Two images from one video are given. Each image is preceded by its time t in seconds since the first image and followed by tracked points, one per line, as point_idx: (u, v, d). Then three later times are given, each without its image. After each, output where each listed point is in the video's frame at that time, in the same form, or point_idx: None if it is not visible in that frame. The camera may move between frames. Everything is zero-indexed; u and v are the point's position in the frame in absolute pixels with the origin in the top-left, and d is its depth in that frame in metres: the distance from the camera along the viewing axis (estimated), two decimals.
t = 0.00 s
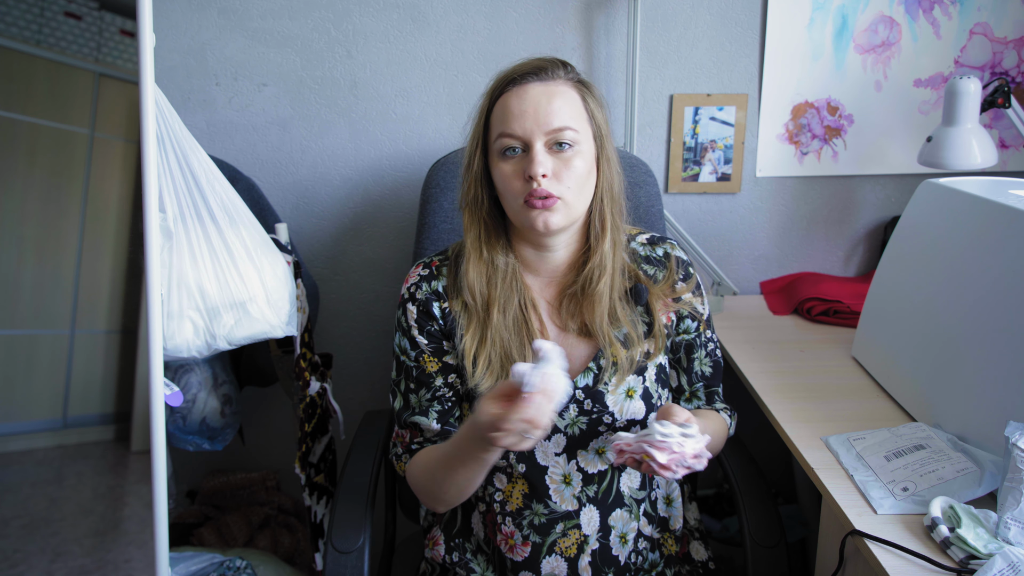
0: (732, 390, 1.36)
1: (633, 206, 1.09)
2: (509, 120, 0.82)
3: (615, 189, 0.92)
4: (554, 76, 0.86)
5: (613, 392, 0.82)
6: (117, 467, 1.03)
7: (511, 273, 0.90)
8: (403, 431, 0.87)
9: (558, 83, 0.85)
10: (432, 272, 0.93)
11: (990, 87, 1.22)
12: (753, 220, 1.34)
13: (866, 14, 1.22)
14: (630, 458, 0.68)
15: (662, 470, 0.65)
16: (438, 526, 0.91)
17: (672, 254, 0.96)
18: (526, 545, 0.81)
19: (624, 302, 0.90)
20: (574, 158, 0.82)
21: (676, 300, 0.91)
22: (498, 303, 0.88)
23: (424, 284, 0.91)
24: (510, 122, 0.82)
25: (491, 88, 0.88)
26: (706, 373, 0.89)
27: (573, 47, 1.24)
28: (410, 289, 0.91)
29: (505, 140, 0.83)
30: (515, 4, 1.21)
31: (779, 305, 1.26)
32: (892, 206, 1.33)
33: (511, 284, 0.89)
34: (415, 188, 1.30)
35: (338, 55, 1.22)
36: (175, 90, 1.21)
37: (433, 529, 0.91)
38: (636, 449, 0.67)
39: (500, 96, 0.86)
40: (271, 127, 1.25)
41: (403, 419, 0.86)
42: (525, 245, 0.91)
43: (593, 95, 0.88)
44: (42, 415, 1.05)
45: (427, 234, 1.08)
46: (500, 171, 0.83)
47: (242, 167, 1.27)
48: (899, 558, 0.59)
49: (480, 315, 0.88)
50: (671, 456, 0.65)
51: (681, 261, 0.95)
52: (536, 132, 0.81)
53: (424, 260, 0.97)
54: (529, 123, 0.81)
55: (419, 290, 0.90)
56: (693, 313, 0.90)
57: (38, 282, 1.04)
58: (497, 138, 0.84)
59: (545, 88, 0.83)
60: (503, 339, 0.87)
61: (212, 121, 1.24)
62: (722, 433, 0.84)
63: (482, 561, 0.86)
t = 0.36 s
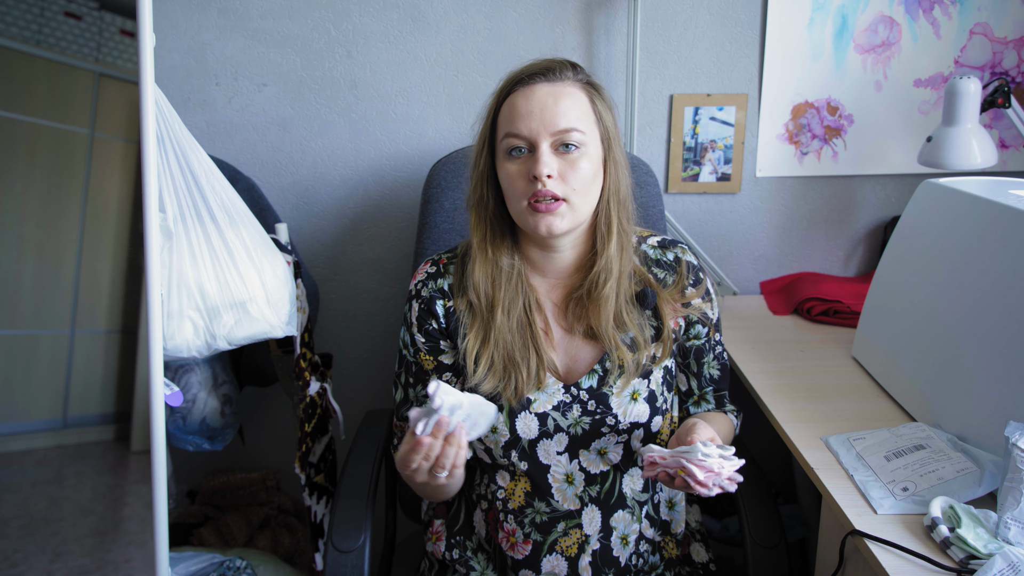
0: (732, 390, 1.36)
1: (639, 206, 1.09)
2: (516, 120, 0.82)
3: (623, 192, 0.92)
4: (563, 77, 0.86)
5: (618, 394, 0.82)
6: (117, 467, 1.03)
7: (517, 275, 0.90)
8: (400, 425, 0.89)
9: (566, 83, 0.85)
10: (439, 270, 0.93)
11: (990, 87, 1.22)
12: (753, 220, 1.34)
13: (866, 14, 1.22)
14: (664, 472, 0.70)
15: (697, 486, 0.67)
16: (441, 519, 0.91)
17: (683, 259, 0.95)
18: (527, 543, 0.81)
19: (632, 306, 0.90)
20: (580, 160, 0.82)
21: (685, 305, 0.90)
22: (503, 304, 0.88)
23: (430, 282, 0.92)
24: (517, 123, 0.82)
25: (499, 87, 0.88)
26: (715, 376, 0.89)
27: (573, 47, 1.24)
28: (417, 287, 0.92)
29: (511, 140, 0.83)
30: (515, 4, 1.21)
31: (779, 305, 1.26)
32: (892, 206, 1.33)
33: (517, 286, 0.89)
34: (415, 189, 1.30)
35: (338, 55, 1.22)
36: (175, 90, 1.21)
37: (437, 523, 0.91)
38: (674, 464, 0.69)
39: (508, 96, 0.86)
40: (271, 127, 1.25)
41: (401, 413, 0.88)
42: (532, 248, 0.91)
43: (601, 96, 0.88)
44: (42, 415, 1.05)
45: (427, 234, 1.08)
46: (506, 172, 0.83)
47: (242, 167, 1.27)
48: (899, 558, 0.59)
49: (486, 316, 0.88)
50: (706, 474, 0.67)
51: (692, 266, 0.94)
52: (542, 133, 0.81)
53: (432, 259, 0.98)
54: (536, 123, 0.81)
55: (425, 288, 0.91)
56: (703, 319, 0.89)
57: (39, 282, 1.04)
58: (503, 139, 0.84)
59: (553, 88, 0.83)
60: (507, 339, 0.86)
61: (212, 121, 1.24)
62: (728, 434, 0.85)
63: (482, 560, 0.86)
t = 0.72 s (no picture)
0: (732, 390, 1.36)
1: (642, 206, 1.09)
2: (525, 120, 0.82)
3: (628, 193, 0.92)
4: (571, 77, 0.86)
5: (620, 393, 0.83)
6: (117, 467, 1.03)
7: (520, 272, 0.90)
8: (404, 424, 0.89)
9: (574, 84, 0.85)
10: (443, 270, 0.93)
11: (990, 87, 1.22)
12: (752, 219, 1.34)
13: (866, 15, 1.22)
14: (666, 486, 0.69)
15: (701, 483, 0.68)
16: (443, 516, 0.91)
17: (686, 258, 0.95)
18: (527, 542, 0.81)
19: (634, 306, 0.90)
20: (588, 161, 0.82)
21: (688, 304, 0.90)
22: (506, 303, 0.88)
23: (434, 281, 0.92)
24: (526, 123, 0.82)
25: (507, 86, 0.88)
26: (718, 376, 0.89)
27: (573, 47, 1.24)
28: (421, 286, 0.92)
29: (519, 140, 0.83)
30: (515, 4, 1.21)
31: (779, 305, 1.26)
32: (892, 206, 1.33)
33: (520, 283, 0.89)
34: (415, 189, 1.30)
35: (338, 55, 1.22)
36: (175, 90, 1.21)
37: (439, 521, 0.91)
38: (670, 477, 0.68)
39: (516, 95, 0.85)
40: (271, 127, 1.25)
41: (404, 412, 0.88)
42: (535, 247, 0.91)
43: (608, 97, 0.88)
44: (42, 415, 1.05)
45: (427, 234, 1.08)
46: (514, 171, 0.83)
47: (242, 167, 1.27)
48: (899, 557, 0.59)
49: (489, 315, 0.88)
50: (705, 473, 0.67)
51: (694, 266, 0.95)
52: (551, 133, 0.81)
53: (436, 258, 0.97)
54: (545, 124, 0.81)
55: (429, 287, 0.91)
56: (706, 318, 0.90)
57: (39, 281, 1.04)
58: (511, 138, 0.84)
59: (562, 89, 0.83)
60: (510, 337, 0.86)
61: (212, 121, 1.24)
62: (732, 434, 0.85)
63: (481, 558, 0.87)
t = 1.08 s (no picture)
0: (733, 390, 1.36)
1: (645, 207, 1.09)
2: (529, 120, 0.82)
3: (630, 194, 0.92)
4: (575, 77, 0.86)
5: (620, 393, 0.82)
6: (117, 467, 1.03)
7: (520, 272, 0.90)
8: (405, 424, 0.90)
9: (578, 84, 0.85)
10: (443, 271, 0.93)
11: (990, 87, 1.22)
12: (753, 219, 1.34)
13: (866, 15, 1.22)
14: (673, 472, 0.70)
15: (709, 483, 0.68)
16: (444, 516, 0.92)
17: (685, 259, 0.95)
18: (526, 542, 0.82)
19: (634, 307, 0.90)
20: (591, 162, 0.82)
21: (688, 305, 0.90)
22: (506, 302, 0.88)
23: (434, 283, 0.92)
24: (530, 122, 0.82)
25: (510, 85, 0.88)
26: (719, 377, 0.89)
27: (573, 47, 1.24)
28: (421, 287, 0.92)
29: (523, 140, 0.83)
30: (515, 4, 1.21)
31: (779, 305, 1.26)
32: (892, 206, 1.33)
33: (520, 282, 0.89)
34: (415, 189, 1.30)
35: (338, 55, 1.22)
36: (175, 90, 1.21)
37: (439, 520, 0.91)
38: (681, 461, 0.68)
39: (521, 94, 0.85)
40: (271, 127, 1.25)
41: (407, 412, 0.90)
42: (537, 246, 0.91)
43: (612, 97, 0.88)
44: (42, 415, 1.05)
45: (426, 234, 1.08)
46: (517, 171, 0.83)
47: (242, 168, 1.27)
48: (899, 557, 0.59)
49: (489, 314, 0.88)
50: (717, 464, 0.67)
51: (695, 266, 0.95)
52: (555, 133, 0.81)
53: (436, 259, 0.98)
54: (550, 124, 0.81)
55: (430, 288, 0.91)
56: (706, 319, 0.90)
57: (39, 281, 1.04)
58: (515, 137, 0.84)
59: (566, 89, 0.83)
60: (510, 337, 0.86)
61: (212, 121, 1.24)
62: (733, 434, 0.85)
63: (480, 557, 0.87)
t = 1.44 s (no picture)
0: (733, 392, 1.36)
1: (649, 208, 1.09)
2: (535, 116, 0.82)
3: (631, 195, 0.93)
4: (583, 77, 0.86)
5: (612, 392, 0.82)
6: (117, 467, 1.03)
7: (517, 269, 0.90)
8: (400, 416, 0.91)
9: (586, 84, 0.85)
10: (440, 268, 0.94)
11: (990, 87, 1.22)
12: (753, 220, 1.34)
13: (866, 15, 1.22)
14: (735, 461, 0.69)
15: (770, 456, 0.68)
16: (441, 514, 0.92)
17: (684, 260, 0.94)
18: (518, 541, 0.81)
19: (631, 306, 0.89)
20: (595, 162, 0.82)
21: (685, 305, 0.90)
22: (502, 297, 0.88)
23: (431, 279, 0.93)
24: (535, 119, 0.82)
25: (517, 81, 0.88)
26: (719, 377, 0.89)
27: (573, 47, 1.24)
28: (418, 283, 0.93)
29: (527, 136, 0.83)
30: (515, 4, 1.21)
31: (779, 305, 1.26)
32: (892, 206, 1.33)
33: (516, 279, 0.89)
34: (415, 189, 1.30)
35: (338, 55, 1.22)
36: (175, 90, 1.21)
37: (436, 518, 0.92)
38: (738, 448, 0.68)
39: (527, 91, 0.85)
40: (271, 127, 1.25)
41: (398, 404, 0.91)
42: (535, 244, 0.91)
43: (618, 99, 0.89)
44: (42, 415, 1.05)
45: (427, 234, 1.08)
46: (519, 167, 0.83)
47: (242, 168, 1.27)
48: (899, 557, 0.59)
49: (483, 309, 0.88)
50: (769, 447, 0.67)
51: (693, 267, 0.94)
52: (560, 131, 0.81)
53: (434, 256, 0.98)
54: (555, 122, 0.81)
55: (426, 284, 0.92)
56: (704, 320, 0.89)
57: (39, 281, 1.04)
58: (520, 134, 0.84)
59: (574, 88, 0.83)
60: (503, 333, 0.86)
61: (212, 121, 1.24)
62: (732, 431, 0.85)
63: (475, 556, 0.87)
